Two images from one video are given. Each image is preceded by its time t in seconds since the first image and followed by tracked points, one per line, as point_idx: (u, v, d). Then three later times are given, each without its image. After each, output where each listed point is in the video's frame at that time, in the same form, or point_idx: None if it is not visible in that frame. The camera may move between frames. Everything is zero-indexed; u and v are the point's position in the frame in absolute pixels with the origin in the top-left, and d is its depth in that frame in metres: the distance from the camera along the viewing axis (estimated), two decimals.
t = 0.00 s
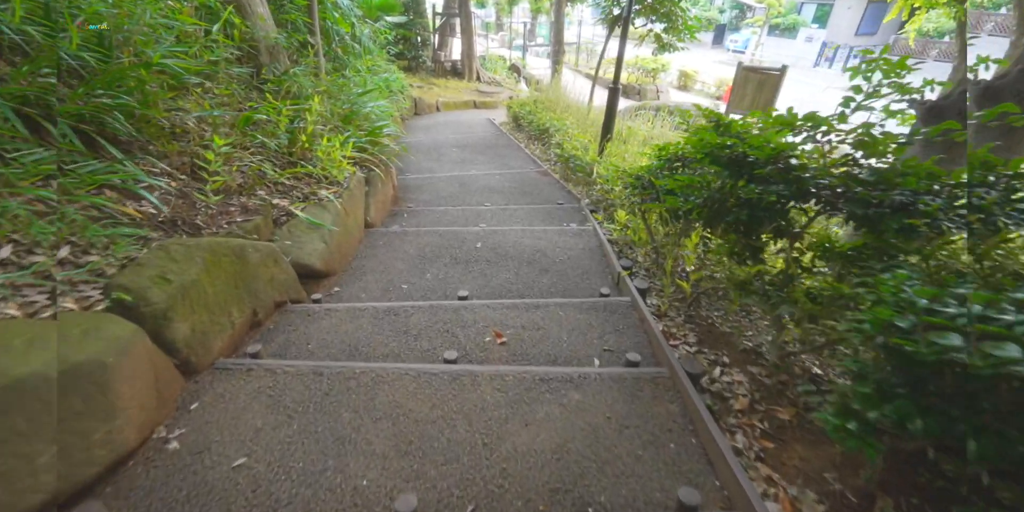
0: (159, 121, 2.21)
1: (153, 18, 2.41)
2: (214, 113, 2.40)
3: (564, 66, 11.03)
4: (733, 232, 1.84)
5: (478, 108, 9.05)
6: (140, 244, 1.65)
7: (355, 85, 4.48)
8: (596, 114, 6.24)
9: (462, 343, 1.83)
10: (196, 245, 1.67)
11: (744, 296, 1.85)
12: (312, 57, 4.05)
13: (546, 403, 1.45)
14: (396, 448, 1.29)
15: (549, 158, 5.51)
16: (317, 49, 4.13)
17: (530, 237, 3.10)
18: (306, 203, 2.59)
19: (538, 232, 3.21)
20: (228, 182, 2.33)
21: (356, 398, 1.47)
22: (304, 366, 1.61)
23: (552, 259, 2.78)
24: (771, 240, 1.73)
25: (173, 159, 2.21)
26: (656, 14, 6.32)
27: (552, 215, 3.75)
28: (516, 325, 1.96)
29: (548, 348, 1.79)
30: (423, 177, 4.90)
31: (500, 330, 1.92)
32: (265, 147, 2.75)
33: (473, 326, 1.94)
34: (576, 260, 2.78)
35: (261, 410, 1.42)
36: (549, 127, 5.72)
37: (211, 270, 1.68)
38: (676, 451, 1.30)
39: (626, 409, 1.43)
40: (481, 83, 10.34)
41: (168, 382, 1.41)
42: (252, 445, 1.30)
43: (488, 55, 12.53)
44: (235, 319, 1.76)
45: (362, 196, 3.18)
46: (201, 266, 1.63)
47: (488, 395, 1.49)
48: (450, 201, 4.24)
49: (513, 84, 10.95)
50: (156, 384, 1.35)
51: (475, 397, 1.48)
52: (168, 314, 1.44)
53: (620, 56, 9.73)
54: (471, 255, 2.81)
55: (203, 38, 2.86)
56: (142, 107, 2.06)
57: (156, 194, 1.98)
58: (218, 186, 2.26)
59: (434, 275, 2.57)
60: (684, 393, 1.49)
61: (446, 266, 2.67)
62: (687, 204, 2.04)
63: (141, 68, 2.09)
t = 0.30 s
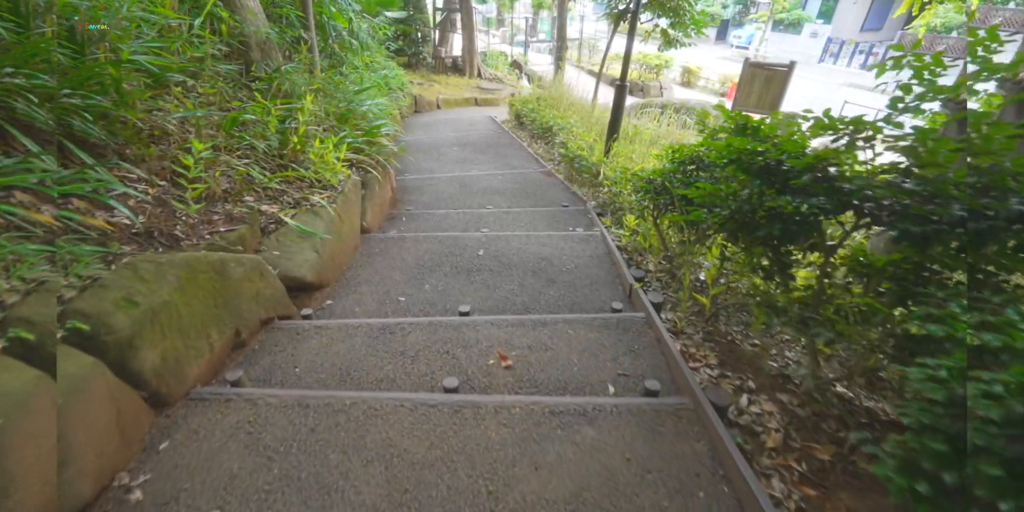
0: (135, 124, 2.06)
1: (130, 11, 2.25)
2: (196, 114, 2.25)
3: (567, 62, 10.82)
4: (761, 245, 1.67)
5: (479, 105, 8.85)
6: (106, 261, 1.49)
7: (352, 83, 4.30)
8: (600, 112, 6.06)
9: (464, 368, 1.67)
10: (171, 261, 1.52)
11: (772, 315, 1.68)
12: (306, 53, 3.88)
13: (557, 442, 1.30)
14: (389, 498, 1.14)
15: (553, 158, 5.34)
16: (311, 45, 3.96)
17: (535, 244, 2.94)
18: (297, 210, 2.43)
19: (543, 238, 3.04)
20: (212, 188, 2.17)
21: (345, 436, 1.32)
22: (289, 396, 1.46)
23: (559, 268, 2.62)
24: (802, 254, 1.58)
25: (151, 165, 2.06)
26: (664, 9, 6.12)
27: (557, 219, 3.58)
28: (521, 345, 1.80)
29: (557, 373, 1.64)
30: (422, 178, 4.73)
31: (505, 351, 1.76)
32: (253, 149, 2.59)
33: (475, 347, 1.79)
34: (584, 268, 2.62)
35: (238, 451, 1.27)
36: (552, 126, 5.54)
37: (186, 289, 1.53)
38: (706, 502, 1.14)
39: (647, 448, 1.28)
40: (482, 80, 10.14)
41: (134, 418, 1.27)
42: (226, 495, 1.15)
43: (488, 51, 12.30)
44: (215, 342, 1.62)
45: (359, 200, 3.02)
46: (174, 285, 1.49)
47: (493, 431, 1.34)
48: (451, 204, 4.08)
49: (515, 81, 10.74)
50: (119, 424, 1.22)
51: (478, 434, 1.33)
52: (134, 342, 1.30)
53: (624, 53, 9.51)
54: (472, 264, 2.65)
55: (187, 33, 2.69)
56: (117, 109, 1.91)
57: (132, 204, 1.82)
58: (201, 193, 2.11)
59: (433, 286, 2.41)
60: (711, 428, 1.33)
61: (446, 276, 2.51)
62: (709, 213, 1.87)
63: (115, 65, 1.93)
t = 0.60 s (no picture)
0: (111, 128, 1.90)
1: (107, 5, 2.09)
2: (179, 114, 2.06)
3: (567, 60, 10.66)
4: (792, 261, 1.53)
5: (477, 103, 8.68)
6: (71, 283, 1.35)
7: (347, 82, 4.14)
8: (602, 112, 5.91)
9: (468, 396, 1.53)
10: (147, 282, 1.37)
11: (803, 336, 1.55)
12: (299, 51, 3.71)
13: (574, 488, 1.16)
14: None
15: (554, 159, 5.19)
16: (304, 42, 3.80)
17: (540, 252, 2.79)
18: (287, 218, 2.28)
19: (548, 245, 2.90)
20: (195, 196, 2.01)
21: (336, 483, 1.17)
22: (274, 433, 1.31)
23: (565, 278, 2.47)
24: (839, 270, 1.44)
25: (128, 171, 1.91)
26: (667, 6, 5.97)
27: (561, 224, 3.44)
28: (529, 368, 1.67)
29: (569, 402, 1.50)
30: (420, 180, 4.58)
31: (512, 376, 1.62)
32: (242, 153, 2.44)
33: (480, 372, 1.65)
34: (592, 279, 2.48)
35: (215, 501, 1.13)
36: (554, 126, 5.39)
37: (164, 312, 1.38)
38: None
39: (674, 495, 1.14)
40: (481, 78, 9.96)
41: (98, 464, 1.13)
42: None
43: (486, 49, 12.11)
44: (196, 369, 1.47)
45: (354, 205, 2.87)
46: (147, 308, 1.34)
47: (501, 474, 1.20)
48: (450, 207, 3.93)
49: (513, 79, 10.57)
50: (80, 472, 1.08)
51: (485, 478, 1.19)
52: (98, 377, 1.16)
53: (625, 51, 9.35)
54: (474, 275, 2.50)
55: (169, 29, 2.53)
56: (90, 111, 1.75)
57: (106, 215, 1.67)
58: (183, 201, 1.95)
59: (433, 299, 2.27)
60: (744, 471, 1.20)
61: (447, 287, 2.37)
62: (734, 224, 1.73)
63: (88, 64, 1.78)
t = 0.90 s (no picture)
0: (82, 131, 1.76)
1: None
2: (158, 114, 1.92)
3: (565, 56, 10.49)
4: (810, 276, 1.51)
5: (475, 100, 8.52)
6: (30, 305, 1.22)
7: (340, 79, 3.99)
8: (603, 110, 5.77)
9: (469, 424, 1.42)
10: (114, 303, 1.23)
11: (830, 356, 1.44)
12: (289, 47, 3.56)
13: None
14: None
15: (555, 158, 5.06)
16: (295, 37, 3.65)
17: (543, 258, 2.67)
18: (276, 225, 2.14)
19: (551, 251, 2.77)
20: (175, 203, 1.87)
21: None
22: (255, 472, 1.18)
23: (570, 287, 2.35)
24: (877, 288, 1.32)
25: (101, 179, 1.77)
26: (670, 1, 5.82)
27: (564, 227, 3.31)
28: (535, 390, 1.55)
29: (579, 430, 1.39)
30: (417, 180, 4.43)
31: (518, 401, 1.50)
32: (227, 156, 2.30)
33: (482, 396, 1.53)
34: (599, 287, 2.35)
35: None
36: (554, 125, 5.25)
37: (134, 337, 1.25)
38: None
39: None
40: (478, 74, 9.78)
41: None
42: None
43: (483, 44, 11.91)
44: (170, 398, 1.34)
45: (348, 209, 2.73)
46: (115, 333, 1.20)
47: None
48: (448, 209, 3.79)
49: (511, 75, 10.40)
50: None
51: None
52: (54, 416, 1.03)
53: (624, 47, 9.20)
54: (475, 283, 2.38)
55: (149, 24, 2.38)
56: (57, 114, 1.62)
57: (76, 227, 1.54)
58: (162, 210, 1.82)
59: (432, 311, 2.14)
60: None
61: (446, 298, 2.24)
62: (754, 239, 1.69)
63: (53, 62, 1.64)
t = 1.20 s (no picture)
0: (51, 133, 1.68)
1: None
2: (133, 114, 1.80)
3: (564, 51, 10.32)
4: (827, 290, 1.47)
5: (473, 95, 8.38)
6: None
7: (333, 74, 3.86)
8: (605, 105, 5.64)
9: (467, 448, 1.32)
10: (72, 326, 1.16)
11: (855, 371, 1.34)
12: (279, 40, 3.42)
13: None
14: None
15: (555, 155, 4.94)
16: (285, 31, 3.51)
17: (544, 261, 2.56)
18: (262, 230, 2.03)
19: (552, 253, 2.65)
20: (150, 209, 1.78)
21: None
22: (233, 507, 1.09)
23: (573, 293, 2.24)
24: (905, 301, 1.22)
25: (72, 182, 1.67)
26: None
27: (565, 227, 3.19)
28: (538, 408, 1.45)
29: (586, 454, 1.29)
30: (414, 178, 4.31)
31: (520, 421, 1.40)
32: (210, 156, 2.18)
33: (481, 415, 1.42)
34: (602, 292, 2.25)
35: None
36: (555, 121, 5.12)
37: (97, 359, 1.18)
38: None
39: None
40: (476, 69, 9.62)
41: None
42: None
43: (481, 39, 11.69)
44: (141, 425, 1.25)
45: (340, 211, 2.60)
46: (74, 355, 1.14)
47: None
48: (446, 209, 3.67)
49: (509, 70, 10.24)
50: None
51: None
52: None
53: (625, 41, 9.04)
54: (473, 289, 2.27)
55: (127, 17, 2.25)
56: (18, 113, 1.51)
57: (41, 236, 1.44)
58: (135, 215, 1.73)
59: (428, 319, 2.04)
60: None
61: (443, 305, 2.14)
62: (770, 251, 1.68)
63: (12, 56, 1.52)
